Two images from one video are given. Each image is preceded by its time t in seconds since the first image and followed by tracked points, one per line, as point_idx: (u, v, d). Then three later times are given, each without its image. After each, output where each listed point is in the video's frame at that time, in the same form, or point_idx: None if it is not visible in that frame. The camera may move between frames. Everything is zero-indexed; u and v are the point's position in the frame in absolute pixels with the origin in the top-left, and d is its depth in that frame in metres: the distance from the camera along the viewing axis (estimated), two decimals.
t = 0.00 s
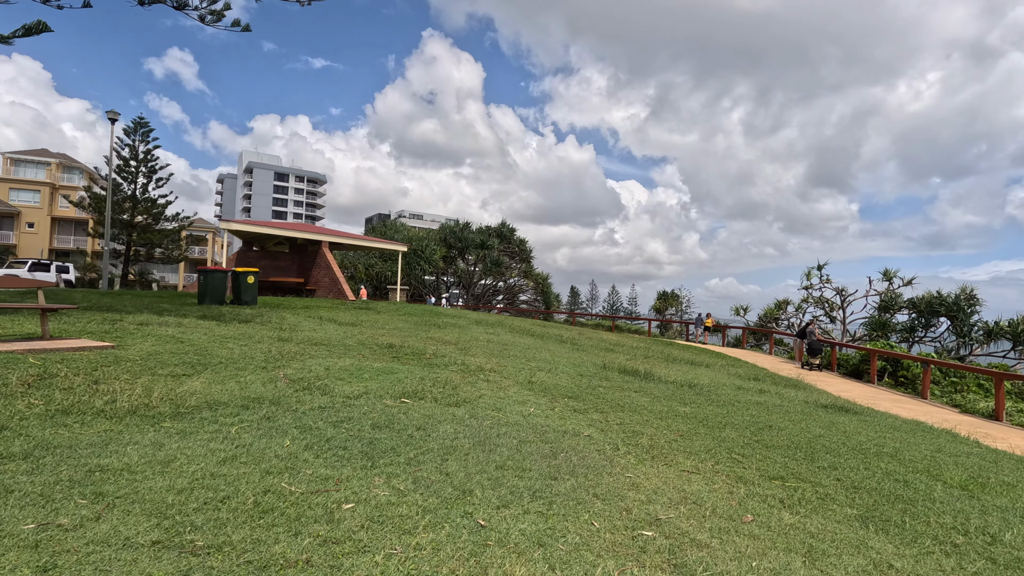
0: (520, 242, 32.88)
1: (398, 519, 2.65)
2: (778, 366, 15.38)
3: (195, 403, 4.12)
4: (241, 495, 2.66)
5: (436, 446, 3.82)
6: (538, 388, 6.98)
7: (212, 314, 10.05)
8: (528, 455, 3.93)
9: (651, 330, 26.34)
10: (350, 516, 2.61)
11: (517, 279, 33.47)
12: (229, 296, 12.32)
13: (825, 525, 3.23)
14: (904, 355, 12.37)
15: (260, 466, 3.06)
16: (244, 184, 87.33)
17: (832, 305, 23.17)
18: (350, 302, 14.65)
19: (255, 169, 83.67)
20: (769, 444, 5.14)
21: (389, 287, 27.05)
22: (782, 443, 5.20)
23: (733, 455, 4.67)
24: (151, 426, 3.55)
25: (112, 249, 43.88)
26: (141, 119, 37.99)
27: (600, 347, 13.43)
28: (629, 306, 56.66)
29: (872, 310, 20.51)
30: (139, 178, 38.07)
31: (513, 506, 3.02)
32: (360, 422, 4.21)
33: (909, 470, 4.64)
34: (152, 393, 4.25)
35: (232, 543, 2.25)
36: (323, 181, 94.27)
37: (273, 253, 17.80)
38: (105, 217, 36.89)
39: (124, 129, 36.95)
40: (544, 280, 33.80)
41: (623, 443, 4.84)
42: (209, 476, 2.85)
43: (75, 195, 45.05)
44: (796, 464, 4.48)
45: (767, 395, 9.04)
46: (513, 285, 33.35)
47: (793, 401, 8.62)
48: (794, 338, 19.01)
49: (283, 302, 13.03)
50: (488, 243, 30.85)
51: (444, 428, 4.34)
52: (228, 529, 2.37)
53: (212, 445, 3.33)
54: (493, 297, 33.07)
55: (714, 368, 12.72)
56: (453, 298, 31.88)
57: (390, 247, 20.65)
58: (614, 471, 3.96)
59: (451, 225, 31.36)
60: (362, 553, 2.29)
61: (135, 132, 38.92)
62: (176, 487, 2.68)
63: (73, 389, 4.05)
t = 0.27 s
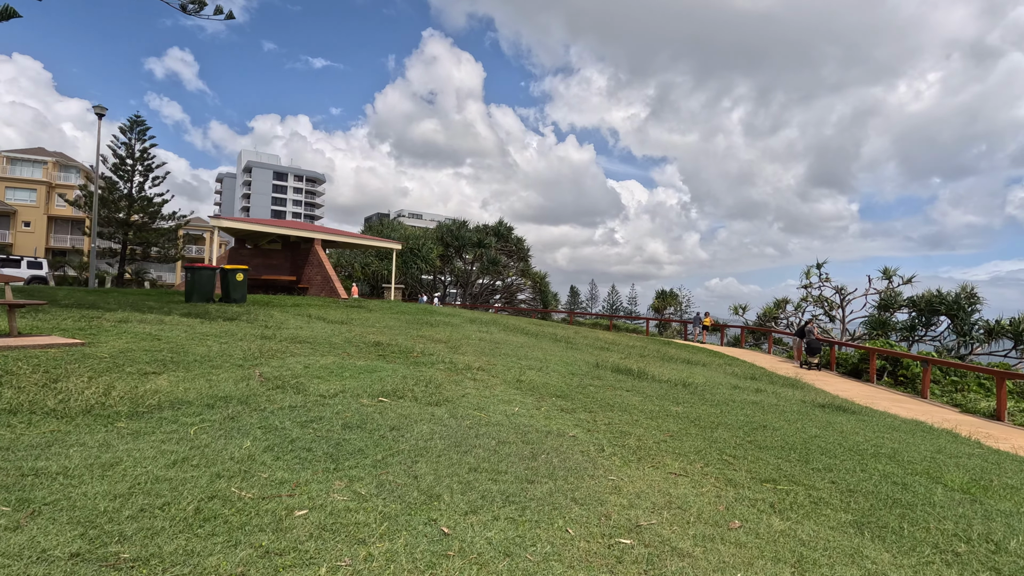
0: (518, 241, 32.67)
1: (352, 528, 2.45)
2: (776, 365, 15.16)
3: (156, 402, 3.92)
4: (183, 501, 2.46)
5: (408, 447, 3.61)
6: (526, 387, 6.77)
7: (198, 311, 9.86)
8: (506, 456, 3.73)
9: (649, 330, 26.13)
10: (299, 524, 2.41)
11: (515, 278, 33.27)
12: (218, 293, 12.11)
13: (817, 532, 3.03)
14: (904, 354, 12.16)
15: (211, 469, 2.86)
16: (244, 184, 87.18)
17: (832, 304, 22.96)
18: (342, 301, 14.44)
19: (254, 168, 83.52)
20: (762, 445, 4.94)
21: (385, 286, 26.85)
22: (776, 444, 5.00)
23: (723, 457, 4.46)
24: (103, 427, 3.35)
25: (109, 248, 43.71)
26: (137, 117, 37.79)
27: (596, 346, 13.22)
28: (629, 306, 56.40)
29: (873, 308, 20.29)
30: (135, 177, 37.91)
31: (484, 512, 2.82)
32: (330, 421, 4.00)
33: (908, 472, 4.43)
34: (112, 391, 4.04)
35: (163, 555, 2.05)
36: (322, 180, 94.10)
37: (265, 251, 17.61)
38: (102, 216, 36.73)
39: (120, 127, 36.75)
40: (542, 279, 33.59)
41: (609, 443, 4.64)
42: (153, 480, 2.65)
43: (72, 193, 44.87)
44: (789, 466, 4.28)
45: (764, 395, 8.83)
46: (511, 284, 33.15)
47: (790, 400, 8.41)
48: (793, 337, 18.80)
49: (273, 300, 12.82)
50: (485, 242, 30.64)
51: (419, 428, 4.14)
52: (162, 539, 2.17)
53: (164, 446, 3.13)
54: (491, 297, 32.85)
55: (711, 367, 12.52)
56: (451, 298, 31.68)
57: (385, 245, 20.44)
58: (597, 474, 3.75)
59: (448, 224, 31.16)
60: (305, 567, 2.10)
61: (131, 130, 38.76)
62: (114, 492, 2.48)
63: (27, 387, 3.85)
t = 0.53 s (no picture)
0: (516, 241, 32.42)
1: (298, 545, 2.23)
2: (776, 366, 14.90)
3: (112, 405, 3.70)
4: (114, 514, 2.24)
5: (376, 454, 3.38)
6: (514, 388, 6.54)
7: (182, 310, 9.64)
8: (482, 464, 3.51)
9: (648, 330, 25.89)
10: (239, 541, 2.19)
11: (514, 279, 33.04)
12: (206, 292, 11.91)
13: (811, 547, 2.80)
14: (906, 355, 11.90)
15: (154, 478, 2.64)
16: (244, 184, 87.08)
17: (833, 305, 22.69)
18: (334, 300, 14.23)
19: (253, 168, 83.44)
20: (757, 450, 4.71)
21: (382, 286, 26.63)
22: (772, 449, 4.76)
23: (715, 463, 4.23)
24: (46, 432, 3.13)
25: (107, 248, 43.56)
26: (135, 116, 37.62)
27: (592, 346, 12.98)
28: (629, 307, 56.11)
29: (874, 309, 20.02)
30: (133, 177, 37.76)
31: (448, 527, 2.60)
32: (298, 426, 3.78)
33: (910, 480, 4.20)
34: (66, 393, 3.82)
35: None
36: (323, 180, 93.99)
37: (259, 250, 17.40)
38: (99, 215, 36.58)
39: (118, 126, 36.58)
40: (541, 279, 33.35)
41: (596, 448, 4.41)
42: (85, 490, 2.43)
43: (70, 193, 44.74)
44: (784, 473, 4.05)
45: (761, 397, 8.59)
46: (510, 284, 32.92)
47: (788, 402, 8.17)
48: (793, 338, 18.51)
49: (262, 300, 12.60)
50: (483, 242, 30.43)
51: (393, 433, 3.91)
52: (78, 559, 1.95)
53: (108, 452, 2.90)
54: (489, 297, 32.63)
55: (709, 368, 12.27)
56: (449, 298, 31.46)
57: (380, 244, 20.23)
58: (578, 482, 3.53)
59: (446, 224, 30.95)
60: None
61: (129, 130, 38.62)
62: (36, 505, 2.26)
63: None
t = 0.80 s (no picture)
0: (517, 241, 32.20)
1: (239, 566, 2.01)
2: (779, 368, 14.63)
3: (69, 408, 3.48)
4: (37, 531, 2.03)
5: (345, 461, 3.16)
6: (505, 391, 6.30)
7: (171, 310, 9.45)
8: (460, 472, 3.28)
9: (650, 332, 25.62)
10: (171, 562, 1.97)
11: (514, 280, 32.82)
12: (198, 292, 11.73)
13: (812, 566, 2.56)
14: (912, 357, 11.62)
15: (93, 489, 2.42)
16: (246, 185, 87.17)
17: (837, 306, 22.39)
18: (330, 301, 14.05)
19: (256, 170, 83.53)
20: (756, 456, 4.47)
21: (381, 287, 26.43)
22: (772, 455, 4.52)
23: (710, 471, 4.00)
24: None
25: (108, 249, 43.53)
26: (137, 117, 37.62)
27: (591, 348, 12.73)
28: (631, 308, 55.83)
29: (879, 310, 19.71)
30: (134, 177, 37.71)
31: (413, 544, 2.37)
32: (265, 430, 3.56)
33: (918, 489, 3.95)
34: (23, 395, 3.61)
35: None
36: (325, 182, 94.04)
37: (255, 250, 17.22)
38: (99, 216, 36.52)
39: (119, 127, 36.56)
40: (542, 280, 33.11)
41: (584, 454, 4.18)
42: (12, 503, 2.21)
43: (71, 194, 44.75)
44: (784, 482, 3.81)
45: (763, 400, 8.34)
46: (510, 285, 32.69)
47: (790, 406, 7.91)
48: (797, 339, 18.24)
49: (256, 300, 12.41)
50: (484, 243, 30.23)
51: (368, 438, 3.69)
52: None
53: (51, 460, 2.69)
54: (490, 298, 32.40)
55: (710, 370, 12.00)
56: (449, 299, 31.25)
57: (378, 244, 20.04)
58: (563, 492, 3.30)
59: (447, 224, 30.75)
60: None
61: (130, 130, 38.59)
62: None
63: None
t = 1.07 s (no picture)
0: (516, 246, 31.97)
1: None
2: (780, 375, 14.35)
3: (13, 424, 3.24)
4: None
5: (305, 482, 2.91)
6: (493, 401, 6.05)
7: (155, 316, 9.22)
8: (430, 494, 3.03)
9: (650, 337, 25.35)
10: None
11: (513, 284, 32.57)
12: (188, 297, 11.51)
13: None
14: (916, 364, 11.36)
15: (12, 520, 2.18)
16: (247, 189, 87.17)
17: (839, 311, 22.12)
18: (323, 306, 13.85)
19: (257, 174, 83.52)
20: (753, 472, 4.22)
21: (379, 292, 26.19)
22: (769, 471, 4.27)
23: (704, 489, 3.75)
24: None
25: (107, 253, 43.39)
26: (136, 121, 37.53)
27: (587, 354, 12.47)
28: (632, 313, 55.53)
29: (881, 316, 19.44)
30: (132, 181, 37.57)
31: None
32: (225, 447, 3.31)
33: (926, 509, 3.70)
34: None
35: None
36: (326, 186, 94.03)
37: (248, 254, 17.01)
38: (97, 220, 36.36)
39: (118, 131, 36.45)
40: (541, 285, 32.87)
41: (570, 471, 3.93)
42: None
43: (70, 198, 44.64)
44: (782, 502, 3.56)
45: (763, 408, 8.07)
46: (509, 290, 32.44)
47: (791, 415, 7.65)
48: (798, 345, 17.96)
49: (246, 305, 12.19)
50: (482, 247, 30.03)
51: (336, 455, 3.44)
52: None
53: None
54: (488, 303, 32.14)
55: (709, 377, 11.74)
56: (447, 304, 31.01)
57: (374, 249, 19.82)
58: (543, 515, 3.05)
59: (445, 228, 30.54)
60: None
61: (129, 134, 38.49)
62: None
63: None
